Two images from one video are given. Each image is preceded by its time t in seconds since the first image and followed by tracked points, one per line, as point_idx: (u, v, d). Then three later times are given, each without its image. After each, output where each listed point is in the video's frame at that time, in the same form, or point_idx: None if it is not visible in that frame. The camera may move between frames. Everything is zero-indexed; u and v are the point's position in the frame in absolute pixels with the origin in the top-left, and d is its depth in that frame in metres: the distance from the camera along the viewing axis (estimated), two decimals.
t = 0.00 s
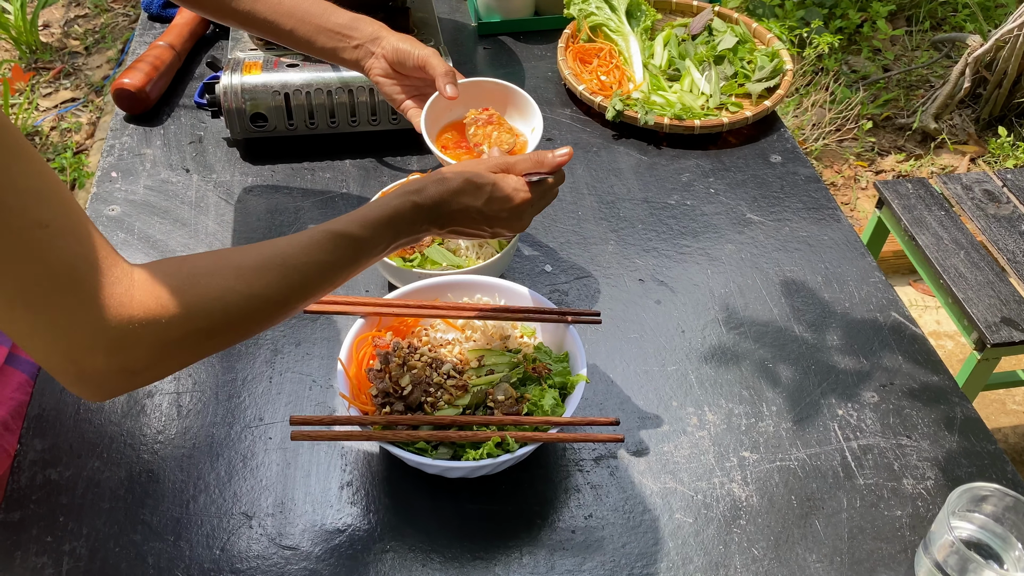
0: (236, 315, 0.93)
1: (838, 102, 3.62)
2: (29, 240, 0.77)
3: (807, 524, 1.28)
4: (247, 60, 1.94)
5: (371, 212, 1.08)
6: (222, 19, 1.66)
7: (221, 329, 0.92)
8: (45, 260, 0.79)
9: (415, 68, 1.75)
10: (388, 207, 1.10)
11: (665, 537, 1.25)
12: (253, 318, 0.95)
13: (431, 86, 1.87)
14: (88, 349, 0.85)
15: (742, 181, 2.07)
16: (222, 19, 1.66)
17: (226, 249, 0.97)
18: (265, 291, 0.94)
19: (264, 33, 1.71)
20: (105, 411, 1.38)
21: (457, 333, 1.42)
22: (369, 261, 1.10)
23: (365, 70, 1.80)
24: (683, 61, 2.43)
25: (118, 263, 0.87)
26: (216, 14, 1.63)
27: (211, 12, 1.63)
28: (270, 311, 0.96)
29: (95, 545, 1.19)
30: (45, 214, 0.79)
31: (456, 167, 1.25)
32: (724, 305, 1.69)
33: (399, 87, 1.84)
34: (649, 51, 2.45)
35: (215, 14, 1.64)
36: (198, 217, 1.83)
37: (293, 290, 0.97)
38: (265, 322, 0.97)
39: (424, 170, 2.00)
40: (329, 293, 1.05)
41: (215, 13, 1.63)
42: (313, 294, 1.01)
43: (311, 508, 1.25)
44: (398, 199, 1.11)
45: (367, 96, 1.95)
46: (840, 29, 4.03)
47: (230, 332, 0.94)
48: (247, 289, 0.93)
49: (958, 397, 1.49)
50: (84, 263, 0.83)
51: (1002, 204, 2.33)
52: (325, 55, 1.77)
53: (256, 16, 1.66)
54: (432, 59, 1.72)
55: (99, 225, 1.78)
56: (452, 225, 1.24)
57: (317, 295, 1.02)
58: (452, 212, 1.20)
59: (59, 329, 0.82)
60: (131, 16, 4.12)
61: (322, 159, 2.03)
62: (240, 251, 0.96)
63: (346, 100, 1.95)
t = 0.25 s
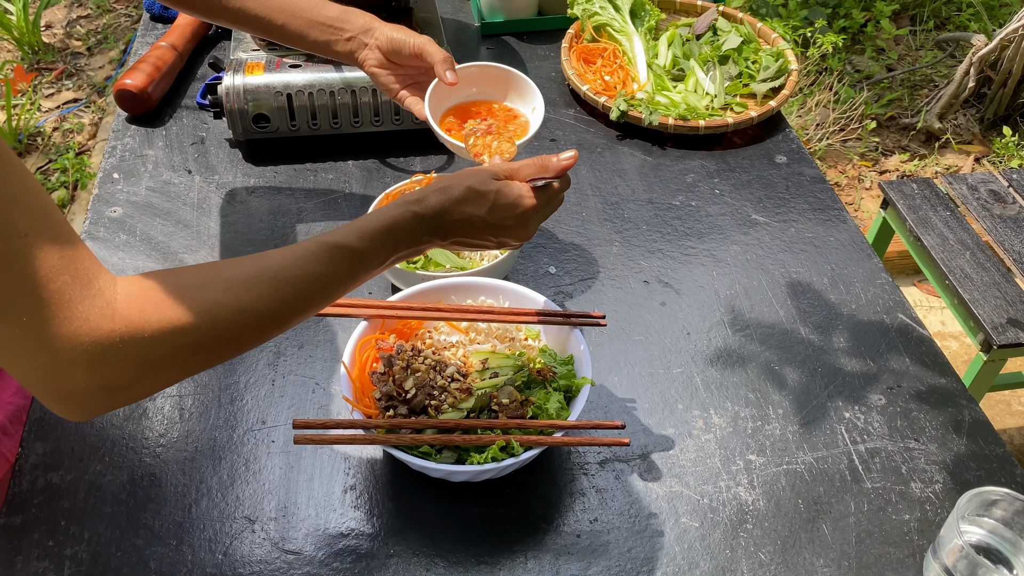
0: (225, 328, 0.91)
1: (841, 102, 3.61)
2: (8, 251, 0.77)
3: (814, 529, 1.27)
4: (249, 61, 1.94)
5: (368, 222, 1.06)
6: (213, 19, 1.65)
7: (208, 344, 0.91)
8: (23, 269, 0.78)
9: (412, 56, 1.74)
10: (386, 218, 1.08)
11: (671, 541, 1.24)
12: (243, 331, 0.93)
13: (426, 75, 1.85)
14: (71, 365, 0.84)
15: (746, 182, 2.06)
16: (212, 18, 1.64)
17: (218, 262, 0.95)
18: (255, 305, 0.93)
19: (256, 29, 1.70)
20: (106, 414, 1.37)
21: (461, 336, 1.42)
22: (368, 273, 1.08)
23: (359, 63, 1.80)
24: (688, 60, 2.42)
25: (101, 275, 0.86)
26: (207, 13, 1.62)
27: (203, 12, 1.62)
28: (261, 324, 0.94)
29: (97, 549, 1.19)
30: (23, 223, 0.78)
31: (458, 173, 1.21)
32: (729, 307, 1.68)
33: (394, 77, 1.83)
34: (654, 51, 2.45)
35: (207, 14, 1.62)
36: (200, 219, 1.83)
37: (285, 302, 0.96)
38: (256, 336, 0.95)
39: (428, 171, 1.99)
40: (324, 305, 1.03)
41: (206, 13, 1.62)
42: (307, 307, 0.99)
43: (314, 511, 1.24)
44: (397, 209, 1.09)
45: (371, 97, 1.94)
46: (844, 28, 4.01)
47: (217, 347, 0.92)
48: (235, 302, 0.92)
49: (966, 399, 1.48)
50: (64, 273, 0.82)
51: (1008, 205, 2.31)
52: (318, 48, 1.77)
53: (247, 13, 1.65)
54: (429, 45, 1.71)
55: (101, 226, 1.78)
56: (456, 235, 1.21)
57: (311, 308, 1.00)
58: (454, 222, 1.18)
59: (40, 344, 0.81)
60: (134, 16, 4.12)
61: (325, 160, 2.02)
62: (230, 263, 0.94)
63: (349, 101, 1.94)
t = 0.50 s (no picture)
0: (180, 360, 0.95)
1: (841, 102, 3.60)
2: None
3: (807, 532, 1.27)
4: (245, 63, 1.94)
5: (333, 256, 1.08)
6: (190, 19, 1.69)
7: (161, 374, 0.94)
8: None
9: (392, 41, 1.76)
10: (350, 253, 1.09)
11: (663, 544, 1.25)
12: (198, 364, 0.96)
13: (403, 62, 1.87)
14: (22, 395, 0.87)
15: (742, 184, 2.06)
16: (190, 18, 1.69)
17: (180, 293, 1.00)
18: (209, 337, 0.96)
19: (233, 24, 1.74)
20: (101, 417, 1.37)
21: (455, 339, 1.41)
22: (332, 308, 1.09)
23: (339, 54, 1.81)
24: (684, 62, 2.41)
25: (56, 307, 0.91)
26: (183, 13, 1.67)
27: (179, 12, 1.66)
28: (217, 357, 0.98)
29: (90, 552, 1.19)
30: None
31: (430, 208, 1.22)
32: (724, 309, 1.68)
33: (373, 65, 1.83)
34: (650, 52, 2.44)
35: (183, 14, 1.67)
36: (196, 221, 1.83)
37: (242, 335, 0.99)
38: (213, 369, 0.99)
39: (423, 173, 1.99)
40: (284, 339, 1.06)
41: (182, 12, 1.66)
42: (266, 340, 1.02)
43: (307, 514, 1.24)
44: (362, 244, 1.11)
45: (366, 99, 1.95)
46: (843, 28, 4.02)
47: (171, 378, 0.96)
48: (189, 334, 0.95)
49: (960, 402, 1.48)
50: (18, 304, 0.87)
51: (1005, 206, 2.31)
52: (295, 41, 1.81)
53: (224, 11, 1.69)
54: (408, 29, 1.73)
55: (96, 229, 1.78)
56: (426, 268, 1.21)
57: (270, 342, 1.03)
58: (422, 256, 1.18)
59: None
60: (133, 17, 4.12)
61: (321, 162, 2.03)
62: (188, 297, 0.98)
63: (345, 104, 1.94)
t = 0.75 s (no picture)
0: (155, 378, 0.95)
1: (841, 103, 3.60)
2: None
3: (804, 532, 1.28)
4: (245, 64, 1.95)
5: (309, 273, 1.07)
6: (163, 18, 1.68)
7: (139, 391, 0.95)
8: None
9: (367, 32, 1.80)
10: (325, 271, 1.08)
11: (661, 544, 1.25)
12: (173, 382, 0.97)
13: (379, 54, 1.88)
14: None
15: (741, 184, 2.06)
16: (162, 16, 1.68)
17: (159, 311, 1.00)
18: (185, 354, 0.96)
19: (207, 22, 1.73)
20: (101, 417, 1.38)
21: (454, 339, 1.42)
22: (309, 326, 1.08)
23: (314, 48, 1.83)
24: (683, 63, 2.41)
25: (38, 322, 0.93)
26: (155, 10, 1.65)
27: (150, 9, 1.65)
28: (194, 374, 0.98)
29: (90, 552, 1.19)
30: None
31: (402, 225, 1.19)
32: (722, 310, 1.68)
33: (349, 56, 1.85)
34: (649, 53, 2.44)
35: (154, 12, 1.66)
36: (196, 222, 1.83)
37: (219, 353, 0.99)
38: (189, 387, 0.99)
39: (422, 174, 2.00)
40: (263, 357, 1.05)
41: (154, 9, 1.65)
42: (243, 358, 1.02)
43: (306, 514, 1.25)
44: (335, 262, 1.09)
45: (366, 100, 1.95)
46: (843, 28, 4.02)
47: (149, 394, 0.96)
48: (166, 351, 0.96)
49: (958, 402, 1.48)
50: None
51: (1005, 206, 2.32)
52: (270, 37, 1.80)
53: (198, 8, 1.68)
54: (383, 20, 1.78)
55: (97, 230, 1.79)
56: (402, 285, 1.18)
57: (247, 360, 1.03)
58: (397, 273, 1.15)
59: None
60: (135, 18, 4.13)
61: (321, 163, 2.03)
62: (166, 314, 0.99)
63: (345, 104, 1.94)
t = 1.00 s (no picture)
0: (180, 370, 0.95)
1: (841, 103, 3.59)
2: None
3: (803, 532, 1.28)
4: (244, 65, 1.95)
5: (315, 267, 1.09)
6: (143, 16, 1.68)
7: (164, 383, 0.95)
8: None
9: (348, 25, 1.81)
10: (331, 264, 1.10)
11: (659, 544, 1.25)
12: (197, 373, 0.97)
13: (359, 46, 1.90)
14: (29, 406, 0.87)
15: (741, 185, 2.06)
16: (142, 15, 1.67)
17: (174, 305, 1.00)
18: (209, 346, 0.97)
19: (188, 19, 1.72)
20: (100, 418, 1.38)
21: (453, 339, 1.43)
22: (318, 319, 1.10)
23: (296, 43, 1.83)
24: (682, 63, 2.41)
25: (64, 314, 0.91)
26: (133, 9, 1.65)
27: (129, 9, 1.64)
28: (216, 366, 0.99)
29: (89, 553, 1.20)
30: None
31: (397, 220, 1.21)
32: (721, 310, 1.68)
33: (330, 50, 1.85)
34: (649, 53, 2.44)
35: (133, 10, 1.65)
36: (195, 223, 1.83)
37: (239, 344, 1.00)
38: (211, 378, 1.00)
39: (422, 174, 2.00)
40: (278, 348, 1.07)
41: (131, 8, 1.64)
42: (260, 350, 1.03)
43: (305, 515, 1.25)
44: (339, 256, 1.11)
45: (365, 100, 1.95)
46: (844, 28, 4.02)
47: (175, 387, 0.96)
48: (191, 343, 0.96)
49: (957, 402, 1.48)
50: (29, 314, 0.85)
51: (1006, 206, 2.31)
52: (253, 33, 1.80)
53: (178, 7, 1.68)
54: (364, 13, 1.79)
55: (96, 231, 1.79)
56: (402, 277, 1.21)
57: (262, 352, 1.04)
58: (398, 265, 1.17)
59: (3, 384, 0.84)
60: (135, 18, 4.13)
61: (320, 164, 2.03)
62: (185, 307, 0.99)
63: (344, 105, 1.95)
